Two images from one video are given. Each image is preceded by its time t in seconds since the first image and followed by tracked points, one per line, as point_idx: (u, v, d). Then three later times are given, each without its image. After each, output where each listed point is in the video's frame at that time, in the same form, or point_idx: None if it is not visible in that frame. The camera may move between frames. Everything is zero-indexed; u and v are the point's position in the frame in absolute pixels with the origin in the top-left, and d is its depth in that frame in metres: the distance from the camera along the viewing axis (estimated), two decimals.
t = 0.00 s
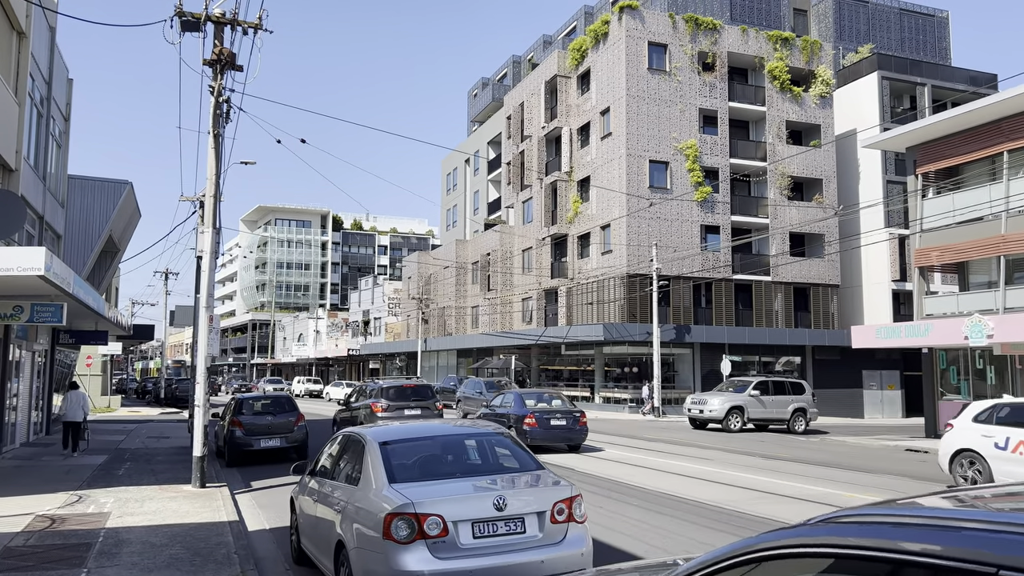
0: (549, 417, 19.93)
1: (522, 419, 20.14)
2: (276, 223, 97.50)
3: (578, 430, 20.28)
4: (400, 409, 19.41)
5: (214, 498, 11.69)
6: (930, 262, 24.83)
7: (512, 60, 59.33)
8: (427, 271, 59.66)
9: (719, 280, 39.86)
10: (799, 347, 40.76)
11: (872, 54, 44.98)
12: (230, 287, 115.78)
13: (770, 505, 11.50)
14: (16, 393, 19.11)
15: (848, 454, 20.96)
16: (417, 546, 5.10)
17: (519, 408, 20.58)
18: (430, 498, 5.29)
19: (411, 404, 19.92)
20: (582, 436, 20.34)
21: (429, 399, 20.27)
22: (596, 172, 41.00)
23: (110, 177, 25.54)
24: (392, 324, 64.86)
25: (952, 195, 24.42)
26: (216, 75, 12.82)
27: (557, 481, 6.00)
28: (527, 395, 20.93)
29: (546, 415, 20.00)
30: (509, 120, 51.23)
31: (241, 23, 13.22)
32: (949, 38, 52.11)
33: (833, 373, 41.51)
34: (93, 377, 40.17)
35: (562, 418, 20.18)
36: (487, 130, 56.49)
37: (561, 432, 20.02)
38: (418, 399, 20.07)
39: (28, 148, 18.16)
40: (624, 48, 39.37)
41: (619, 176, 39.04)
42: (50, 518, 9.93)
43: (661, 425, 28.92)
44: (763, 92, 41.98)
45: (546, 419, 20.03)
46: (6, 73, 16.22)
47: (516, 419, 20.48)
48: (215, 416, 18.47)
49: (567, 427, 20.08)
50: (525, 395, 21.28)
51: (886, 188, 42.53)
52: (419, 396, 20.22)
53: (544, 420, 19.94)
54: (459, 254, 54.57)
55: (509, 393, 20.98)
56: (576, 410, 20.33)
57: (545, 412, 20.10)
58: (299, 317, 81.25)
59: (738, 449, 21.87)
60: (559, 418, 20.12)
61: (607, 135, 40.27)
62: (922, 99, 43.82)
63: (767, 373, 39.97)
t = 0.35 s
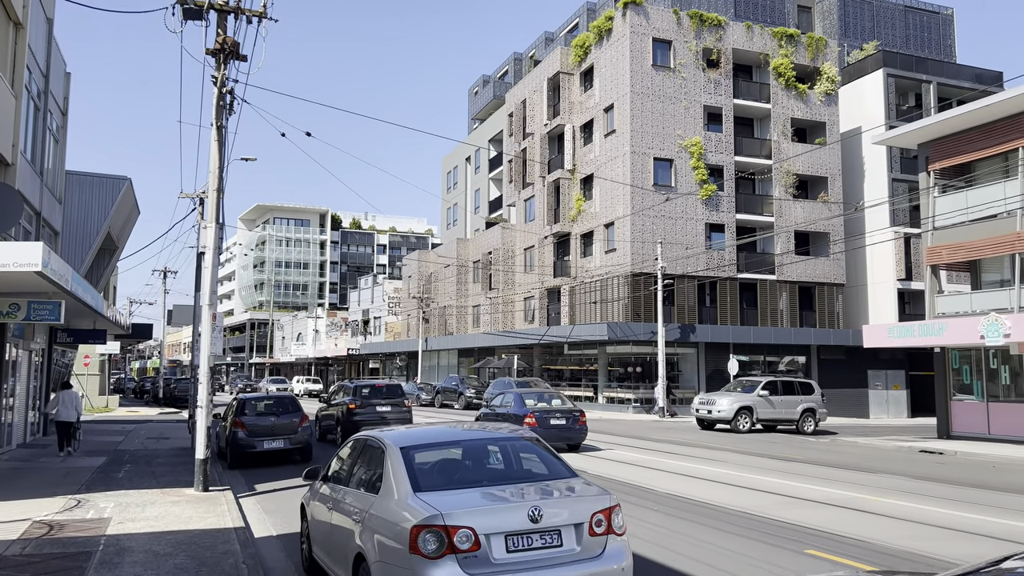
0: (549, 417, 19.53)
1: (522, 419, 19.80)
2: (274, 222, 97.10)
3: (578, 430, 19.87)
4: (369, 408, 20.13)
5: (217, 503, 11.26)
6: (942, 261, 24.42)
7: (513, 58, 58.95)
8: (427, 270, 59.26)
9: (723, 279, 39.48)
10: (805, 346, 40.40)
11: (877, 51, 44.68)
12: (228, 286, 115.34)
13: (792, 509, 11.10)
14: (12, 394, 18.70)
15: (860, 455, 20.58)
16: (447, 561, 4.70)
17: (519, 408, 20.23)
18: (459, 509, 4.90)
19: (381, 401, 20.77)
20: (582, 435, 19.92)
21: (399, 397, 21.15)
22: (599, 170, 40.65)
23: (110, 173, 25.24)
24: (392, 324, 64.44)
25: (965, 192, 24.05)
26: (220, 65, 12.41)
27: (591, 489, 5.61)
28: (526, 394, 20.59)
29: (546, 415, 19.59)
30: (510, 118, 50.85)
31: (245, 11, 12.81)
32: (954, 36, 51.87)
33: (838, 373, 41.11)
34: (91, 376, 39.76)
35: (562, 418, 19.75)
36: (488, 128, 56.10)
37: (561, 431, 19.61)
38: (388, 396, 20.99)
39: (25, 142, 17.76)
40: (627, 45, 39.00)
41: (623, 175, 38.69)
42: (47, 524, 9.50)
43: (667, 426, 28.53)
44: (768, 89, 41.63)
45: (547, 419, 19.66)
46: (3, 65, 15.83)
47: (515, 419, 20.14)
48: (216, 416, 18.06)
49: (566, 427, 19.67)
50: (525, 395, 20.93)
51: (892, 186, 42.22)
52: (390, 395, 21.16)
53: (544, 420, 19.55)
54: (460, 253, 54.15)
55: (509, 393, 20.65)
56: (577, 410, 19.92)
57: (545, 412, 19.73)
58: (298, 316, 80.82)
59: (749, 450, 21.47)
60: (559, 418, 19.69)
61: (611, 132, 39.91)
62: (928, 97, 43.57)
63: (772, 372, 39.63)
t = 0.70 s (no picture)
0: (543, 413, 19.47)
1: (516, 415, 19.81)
2: (272, 221, 96.69)
3: (571, 425, 19.94)
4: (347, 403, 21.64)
5: (223, 505, 10.88)
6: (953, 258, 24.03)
7: (514, 55, 58.58)
8: (427, 269, 58.82)
9: (728, 278, 39.08)
10: (810, 345, 40.04)
11: (881, 48, 44.39)
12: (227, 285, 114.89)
13: (818, 512, 10.75)
14: (10, 392, 18.31)
15: (873, 455, 20.22)
16: (487, 572, 4.33)
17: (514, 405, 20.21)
18: (500, 515, 4.52)
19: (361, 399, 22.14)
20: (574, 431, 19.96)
21: (377, 395, 22.50)
22: (602, 167, 40.33)
23: (109, 168, 24.77)
24: (392, 322, 63.99)
25: (978, 188, 23.61)
26: (225, 53, 12.02)
27: (636, 492, 5.24)
28: (522, 392, 20.72)
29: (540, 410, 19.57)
30: (512, 116, 50.46)
31: None
32: (958, 34, 51.66)
33: (843, 372, 40.78)
34: (88, 376, 39.29)
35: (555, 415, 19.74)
36: (488, 126, 55.73)
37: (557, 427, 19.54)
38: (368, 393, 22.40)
39: (23, 134, 17.36)
40: (631, 41, 38.65)
41: (626, 172, 38.31)
42: (48, 528, 9.11)
43: (673, 425, 28.18)
44: (772, 86, 41.31)
45: (540, 415, 19.76)
46: None
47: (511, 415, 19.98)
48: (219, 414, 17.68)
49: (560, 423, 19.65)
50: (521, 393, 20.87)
51: (896, 184, 41.94)
52: (370, 392, 22.54)
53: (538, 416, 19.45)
54: (460, 251, 53.77)
55: (504, 390, 20.66)
56: (569, 406, 19.96)
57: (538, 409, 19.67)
58: (296, 316, 80.38)
59: (761, 449, 21.11)
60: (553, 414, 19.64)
61: (614, 129, 39.57)
62: (932, 95, 43.34)
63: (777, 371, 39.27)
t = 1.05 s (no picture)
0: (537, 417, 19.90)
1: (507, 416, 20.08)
2: (270, 220, 96.19)
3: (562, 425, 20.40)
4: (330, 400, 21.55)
5: (228, 512, 10.44)
6: (966, 256, 23.62)
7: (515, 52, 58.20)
8: (428, 268, 58.40)
9: (732, 277, 38.67)
10: (815, 344, 39.70)
11: (886, 45, 44.08)
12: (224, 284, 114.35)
13: (845, 519, 10.36)
14: (5, 394, 17.86)
15: (887, 457, 19.88)
16: None
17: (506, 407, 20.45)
18: (542, 535, 4.13)
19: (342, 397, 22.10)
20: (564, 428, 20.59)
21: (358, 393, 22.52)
22: (605, 165, 39.97)
23: (106, 164, 24.40)
24: (391, 322, 63.53)
25: (991, 185, 23.15)
26: (228, 43, 11.61)
27: (687, 508, 4.83)
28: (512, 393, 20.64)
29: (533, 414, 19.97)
30: (513, 113, 50.04)
31: None
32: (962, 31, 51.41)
33: (848, 372, 40.44)
34: (85, 375, 38.79)
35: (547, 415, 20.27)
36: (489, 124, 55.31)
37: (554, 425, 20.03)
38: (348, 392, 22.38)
39: (19, 128, 16.91)
40: (635, 37, 38.27)
41: (630, 170, 37.93)
42: (45, 538, 8.69)
43: (679, 426, 27.80)
44: (777, 83, 40.95)
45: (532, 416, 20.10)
46: None
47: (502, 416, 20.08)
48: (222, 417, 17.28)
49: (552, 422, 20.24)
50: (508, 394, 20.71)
51: (901, 182, 41.63)
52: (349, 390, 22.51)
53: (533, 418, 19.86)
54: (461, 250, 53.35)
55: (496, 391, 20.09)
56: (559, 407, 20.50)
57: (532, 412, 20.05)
58: (295, 315, 79.89)
59: (772, 451, 20.75)
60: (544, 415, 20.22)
61: (618, 126, 39.18)
62: (937, 92, 43.08)
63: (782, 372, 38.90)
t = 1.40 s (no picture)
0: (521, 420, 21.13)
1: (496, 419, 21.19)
2: (267, 217, 95.69)
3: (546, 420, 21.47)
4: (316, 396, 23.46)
5: (230, 513, 10.05)
6: (976, 251, 23.19)
7: (514, 47, 57.81)
8: (427, 265, 58.01)
9: (735, 273, 38.41)
10: (817, 341, 39.43)
11: (889, 41, 43.80)
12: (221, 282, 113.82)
13: (869, 519, 9.99)
14: None
15: (897, 454, 19.55)
16: None
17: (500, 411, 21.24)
18: (587, 542, 3.78)
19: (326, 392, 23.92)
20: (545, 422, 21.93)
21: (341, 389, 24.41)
22: (607, 161, 39.64)
23: (102, 157, 23.89)
24: (390, 319, 63.13)
25: (1001, 179, 22.75)
26: (229, 27, 11.20)
27: (736, 511, 4.45)
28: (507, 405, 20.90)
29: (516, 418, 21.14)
30: (513, 108, 49.67)
31: None
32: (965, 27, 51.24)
33: (851, 370, 40.18)
34: (81, 373, 38.34)
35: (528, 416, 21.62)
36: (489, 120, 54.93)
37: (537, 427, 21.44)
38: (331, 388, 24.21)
39: (12, 118, 16.48)
40: (638, 31, 37.91)
41: (632, 165, 37.61)
42: (38, 541, 8.29)
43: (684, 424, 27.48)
44: (780, 78, 40.59)
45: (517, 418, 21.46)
46: None
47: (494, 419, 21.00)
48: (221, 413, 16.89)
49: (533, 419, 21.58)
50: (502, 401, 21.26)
51: (904, 178, 41.35)
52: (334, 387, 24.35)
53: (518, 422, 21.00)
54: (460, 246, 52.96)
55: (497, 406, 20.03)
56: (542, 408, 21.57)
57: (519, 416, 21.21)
58: (292, 313, 79.40)
59: (782, 448, 20.41)
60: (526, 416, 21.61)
61: (620, 122, 38.83)
62: (940, 88, 42.86)
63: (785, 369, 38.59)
